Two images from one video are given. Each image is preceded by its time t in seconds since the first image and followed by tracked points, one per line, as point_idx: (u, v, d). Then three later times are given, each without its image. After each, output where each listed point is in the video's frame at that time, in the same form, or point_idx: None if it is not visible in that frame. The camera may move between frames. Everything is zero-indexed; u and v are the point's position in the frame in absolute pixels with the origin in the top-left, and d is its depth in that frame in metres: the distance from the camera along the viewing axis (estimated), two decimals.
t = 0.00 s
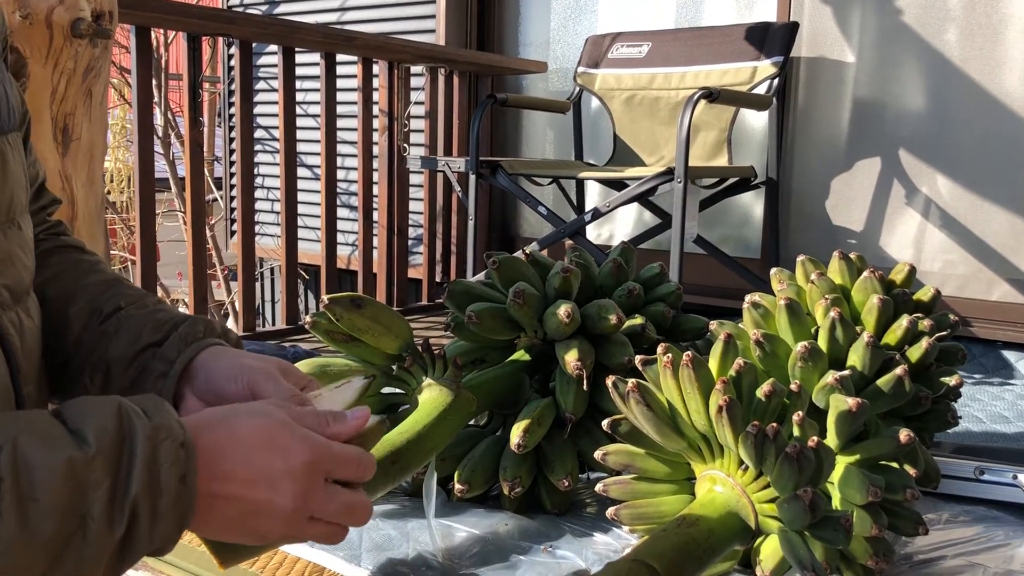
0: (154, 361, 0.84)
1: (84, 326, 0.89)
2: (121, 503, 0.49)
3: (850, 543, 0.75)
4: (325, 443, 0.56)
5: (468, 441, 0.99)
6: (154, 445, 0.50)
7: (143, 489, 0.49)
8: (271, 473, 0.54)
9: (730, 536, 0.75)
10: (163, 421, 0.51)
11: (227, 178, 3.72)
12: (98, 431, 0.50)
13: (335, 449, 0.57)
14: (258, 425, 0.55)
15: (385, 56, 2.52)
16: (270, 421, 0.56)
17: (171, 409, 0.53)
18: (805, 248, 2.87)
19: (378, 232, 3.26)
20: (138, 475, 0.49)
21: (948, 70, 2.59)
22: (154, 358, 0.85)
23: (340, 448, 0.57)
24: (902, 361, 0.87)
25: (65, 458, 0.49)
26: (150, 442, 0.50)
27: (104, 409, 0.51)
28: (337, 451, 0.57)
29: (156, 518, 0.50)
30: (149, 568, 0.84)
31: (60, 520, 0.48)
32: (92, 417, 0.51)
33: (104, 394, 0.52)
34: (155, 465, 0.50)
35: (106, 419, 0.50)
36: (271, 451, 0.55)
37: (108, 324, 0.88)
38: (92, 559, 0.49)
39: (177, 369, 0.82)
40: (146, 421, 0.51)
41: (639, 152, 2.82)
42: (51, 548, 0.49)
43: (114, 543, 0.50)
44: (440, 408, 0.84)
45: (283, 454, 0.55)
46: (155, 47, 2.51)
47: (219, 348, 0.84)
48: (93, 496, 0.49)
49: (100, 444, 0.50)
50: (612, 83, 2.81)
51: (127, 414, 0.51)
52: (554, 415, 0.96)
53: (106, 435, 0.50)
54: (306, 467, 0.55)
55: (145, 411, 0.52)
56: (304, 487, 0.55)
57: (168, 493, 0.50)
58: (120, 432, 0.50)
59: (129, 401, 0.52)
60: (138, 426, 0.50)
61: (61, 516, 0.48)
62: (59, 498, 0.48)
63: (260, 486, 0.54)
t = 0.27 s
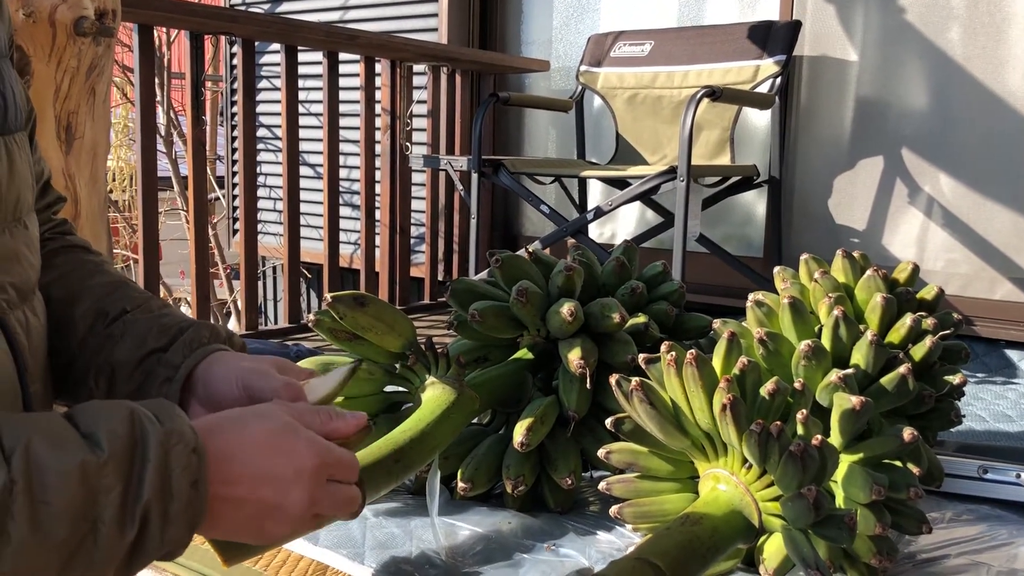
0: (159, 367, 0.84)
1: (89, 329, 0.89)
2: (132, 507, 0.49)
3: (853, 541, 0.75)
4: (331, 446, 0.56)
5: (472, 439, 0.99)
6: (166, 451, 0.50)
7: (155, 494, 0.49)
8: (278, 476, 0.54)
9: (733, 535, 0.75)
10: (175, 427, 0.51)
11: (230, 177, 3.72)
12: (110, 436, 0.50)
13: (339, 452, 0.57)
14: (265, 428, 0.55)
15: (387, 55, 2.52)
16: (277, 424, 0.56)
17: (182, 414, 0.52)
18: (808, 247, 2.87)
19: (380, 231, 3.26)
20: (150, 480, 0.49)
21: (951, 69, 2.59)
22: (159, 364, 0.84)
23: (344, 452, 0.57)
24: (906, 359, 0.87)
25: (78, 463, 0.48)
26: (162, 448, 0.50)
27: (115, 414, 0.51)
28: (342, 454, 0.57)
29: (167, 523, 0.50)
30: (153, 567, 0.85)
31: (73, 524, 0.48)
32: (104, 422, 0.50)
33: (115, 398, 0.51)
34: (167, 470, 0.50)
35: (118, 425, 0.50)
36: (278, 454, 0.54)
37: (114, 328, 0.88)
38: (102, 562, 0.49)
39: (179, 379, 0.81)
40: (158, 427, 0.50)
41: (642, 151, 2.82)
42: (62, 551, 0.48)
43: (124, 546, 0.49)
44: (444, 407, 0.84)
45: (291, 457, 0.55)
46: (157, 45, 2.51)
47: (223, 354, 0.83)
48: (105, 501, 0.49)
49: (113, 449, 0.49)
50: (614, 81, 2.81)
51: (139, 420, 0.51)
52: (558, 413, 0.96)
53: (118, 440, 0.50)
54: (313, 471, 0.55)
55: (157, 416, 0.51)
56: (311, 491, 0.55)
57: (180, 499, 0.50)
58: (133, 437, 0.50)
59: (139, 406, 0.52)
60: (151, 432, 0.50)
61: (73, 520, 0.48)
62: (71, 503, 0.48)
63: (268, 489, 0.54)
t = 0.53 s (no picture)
0: (172, 362, 0.83)
1: (100, 327, 0.89)
2: (145, 485, 0.49)
3: (855, 540, 0.75)
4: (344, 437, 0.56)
5: (473, 437, 0.99)
6: (177, 428, 0.50)
7: (167, 470, 0.49)
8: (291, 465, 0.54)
9: (736, 534, 0.75)
10: (185, 405, 0.51)
11: (231, 176, 3.72)
12: (121, 415, 0.49)
13: (353, 442, 0.56)
14: (280, 414, 0.54)
15: (389, 53, 2.51)
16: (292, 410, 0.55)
17: (194, 394, 0.52)
18: (809, 246, 2.87)
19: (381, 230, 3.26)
20: (162, 456, 0.49)
21: (953, 68, 2.59)
22: (172, 359, 0.84)
23: (358, 442, 0.56)
24: (908, 358, 0.87)
25: (90, 439, 0.48)
26: (174, 426, 0.50)
27: (126, 393, 0.50)
28: (355, 444, 0.56)
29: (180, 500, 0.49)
30: (156, 565, 0.85)
31: (86, 502, 0.48)
32: (115, 401, 0.50)
33: (127, 378, 0.51)
34: (179, 448, 0.50)
35: (129, 403, 0.50)
36: (292, 443, 0.54)
37: (124, 325, 0.88)
38: (116, 541, 0.49)
39: (190, 374, 0.80)
40: (169, 405, 0.50)
41: (643, 149, 2.82)
42: (76, 530, 0.48)
43: (137, 524, 0.49)
44: (446, 404, 0.84)
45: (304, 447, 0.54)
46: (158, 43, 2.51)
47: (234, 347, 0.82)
48: (116, 479, 0.49)
49: (124, 426, 0.49)
50: (616, 80, 2.80)
51: (150, 399, 0.50)
52: (559, 411, 0.96)
53: (130, 418, 0.50)
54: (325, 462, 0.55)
55: (168, 394, 0.51)
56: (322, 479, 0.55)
57: (193, 475, 0.50)
58: (144, 415, 0.50)
59: (151, 385, 0.52)
60: (162, 409, 0.50)
61: (86, 498, 0.48)
62: (84, 481, 0.48)
63: (280, 476, 0.53)
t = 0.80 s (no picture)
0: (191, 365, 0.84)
1: (115, 336, 0.89)
2: (154, 466, 0.49)
3: (856, 540, 0.75)
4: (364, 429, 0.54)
5: (474, 437, 0.99)
6: (184, 408, 0.49)
7: (174, 451, 0.49)
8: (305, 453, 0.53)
9: (737, 534, 0.75)
10: (191, 384, 0.50)
11: (231, 175, 3.72)
12: (127, 397, 0.49)
13: (374, 434, 0.55)
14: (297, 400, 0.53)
15: (390, 52, 2.51)
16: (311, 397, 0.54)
17: (203, 373, 0.51)
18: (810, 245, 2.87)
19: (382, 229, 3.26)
20: (169, 437, 0.49)
21: (955, 67, 2.59)
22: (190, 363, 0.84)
23: (380, 433, 0.55)
24: (909, 357, 0.87)
25: (95, 423, 0.48)
26: (179, 407, 0.49)
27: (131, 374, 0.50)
28: (377, 437, 0.55)
29: (190, 481, 0.49)
30: (157, 565, 0.85)
31: (96, 486, 0.48)
32: (121, 383, 0.50)
33: (134, 359, 0.51)
34: (186, 429, 0.49)
35: (134, 385, 0.50)
36: (306, 431, 0.53)
37: (141, 333, 0.89)
38: (127, 524, 0.49)
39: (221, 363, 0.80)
40: (174, 384, 0.50)
41: (644, 148, 2.82)
42: (87, 515, 0.48)
43: (150, 506, 0.49)
44: (447, 403, 0.84)
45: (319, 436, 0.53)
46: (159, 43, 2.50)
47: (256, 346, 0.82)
48: (124, 461, 0.49)
49: (129, 409, 0.49)
50: (617, 79, 2.80)
51: (155, 379, 0.50)
52: (560, 411, 0.96)
53: (135, 400, 0.50)
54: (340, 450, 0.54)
55: (174, 373, 0.51)
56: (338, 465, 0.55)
57: (201, 457, 0.49)
58: (150, 396, 0.50)
59: (160, 365, 0.51)
60: (167, 389, 0.50)
61: (95, 482, 0.48)
62: (91, 464, 0.48)
63: (294, 461, 0.53)
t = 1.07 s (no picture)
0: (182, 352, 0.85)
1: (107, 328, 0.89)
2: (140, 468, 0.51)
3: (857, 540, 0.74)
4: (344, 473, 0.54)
5: (475, 436, 0.99)
6: (169, 411, 0.51)
7: (159, 454, 0.51)
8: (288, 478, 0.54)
9: (737, 533, 0.75)
10: (177, 385, 0.51)
11: (232, 174, 3.72)
12: (114, 398, 0.51)
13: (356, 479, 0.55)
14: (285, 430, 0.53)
15: (390, 51, 2.51)
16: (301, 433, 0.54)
17: (188, 367, 0.53)
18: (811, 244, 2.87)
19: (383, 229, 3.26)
20: (154, 440, 0.51)
21: (956, 66, 2.58)
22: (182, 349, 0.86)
23: (361, 480, 0.55)
24: (911, 356, 0.87)
25: (81, 426, 0.50)
26: (164, 410, 0.51)
27: (118, 373, 0.51)
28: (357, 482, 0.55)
29: (175, 484, 0.52)
30: (158, 565, 0.86)
31: (86, 490, 0.50)
32: (108, 382, 0.51)
33: (119, 356, 0.52)
34: (169, 433, 0.51)
35: (122, 385, 0.51)
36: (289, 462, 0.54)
37: (131, 320, 0.89)
38: (116, 522, 0.51)
39: (204, 358, 0.82)
40: (159, 387, 0.51)
41: (645, 147, 2.82)
42: (80, 517, 0.50)
43: (141, 507, 0.51)
44: (448, 402, 0.84)
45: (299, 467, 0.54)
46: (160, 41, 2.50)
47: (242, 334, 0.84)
48: (111, 463, 0.50)
49: (116, 411, 0.50)
50: (618, 78, 2.79)
51: (142, 378, 0.51)
52: (561, 410, 0.96)
53: (122, 401, 0.51)
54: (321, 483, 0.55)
55: (160, 372, 0.52)
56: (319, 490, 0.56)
57: (184, 461, 0.51)
58: (136, 397, 0.51)
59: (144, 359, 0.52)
60: (152, 391, 0.51)
61: (86, 486, 0.50)
62: (80, 469, 0.49)
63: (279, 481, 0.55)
